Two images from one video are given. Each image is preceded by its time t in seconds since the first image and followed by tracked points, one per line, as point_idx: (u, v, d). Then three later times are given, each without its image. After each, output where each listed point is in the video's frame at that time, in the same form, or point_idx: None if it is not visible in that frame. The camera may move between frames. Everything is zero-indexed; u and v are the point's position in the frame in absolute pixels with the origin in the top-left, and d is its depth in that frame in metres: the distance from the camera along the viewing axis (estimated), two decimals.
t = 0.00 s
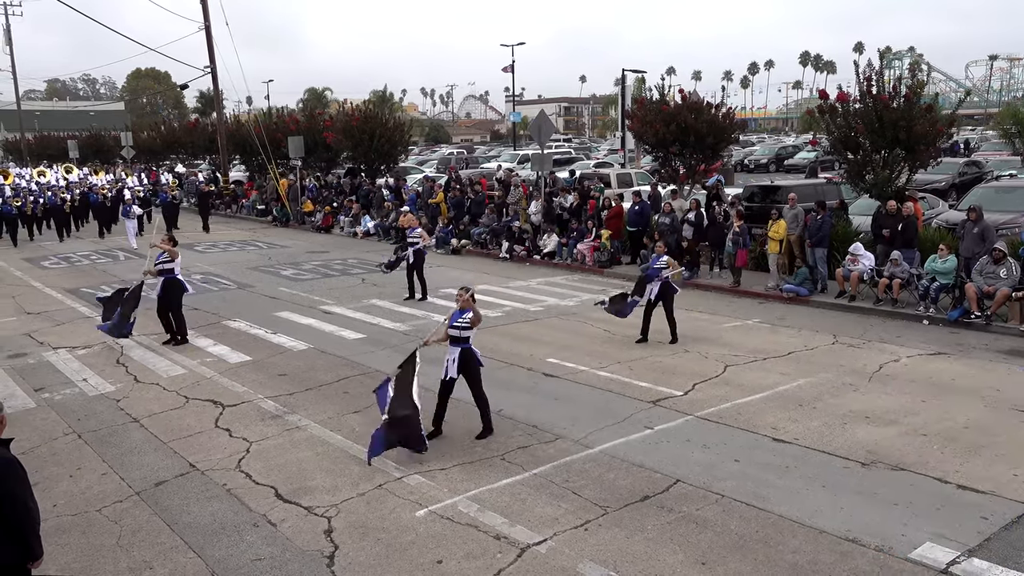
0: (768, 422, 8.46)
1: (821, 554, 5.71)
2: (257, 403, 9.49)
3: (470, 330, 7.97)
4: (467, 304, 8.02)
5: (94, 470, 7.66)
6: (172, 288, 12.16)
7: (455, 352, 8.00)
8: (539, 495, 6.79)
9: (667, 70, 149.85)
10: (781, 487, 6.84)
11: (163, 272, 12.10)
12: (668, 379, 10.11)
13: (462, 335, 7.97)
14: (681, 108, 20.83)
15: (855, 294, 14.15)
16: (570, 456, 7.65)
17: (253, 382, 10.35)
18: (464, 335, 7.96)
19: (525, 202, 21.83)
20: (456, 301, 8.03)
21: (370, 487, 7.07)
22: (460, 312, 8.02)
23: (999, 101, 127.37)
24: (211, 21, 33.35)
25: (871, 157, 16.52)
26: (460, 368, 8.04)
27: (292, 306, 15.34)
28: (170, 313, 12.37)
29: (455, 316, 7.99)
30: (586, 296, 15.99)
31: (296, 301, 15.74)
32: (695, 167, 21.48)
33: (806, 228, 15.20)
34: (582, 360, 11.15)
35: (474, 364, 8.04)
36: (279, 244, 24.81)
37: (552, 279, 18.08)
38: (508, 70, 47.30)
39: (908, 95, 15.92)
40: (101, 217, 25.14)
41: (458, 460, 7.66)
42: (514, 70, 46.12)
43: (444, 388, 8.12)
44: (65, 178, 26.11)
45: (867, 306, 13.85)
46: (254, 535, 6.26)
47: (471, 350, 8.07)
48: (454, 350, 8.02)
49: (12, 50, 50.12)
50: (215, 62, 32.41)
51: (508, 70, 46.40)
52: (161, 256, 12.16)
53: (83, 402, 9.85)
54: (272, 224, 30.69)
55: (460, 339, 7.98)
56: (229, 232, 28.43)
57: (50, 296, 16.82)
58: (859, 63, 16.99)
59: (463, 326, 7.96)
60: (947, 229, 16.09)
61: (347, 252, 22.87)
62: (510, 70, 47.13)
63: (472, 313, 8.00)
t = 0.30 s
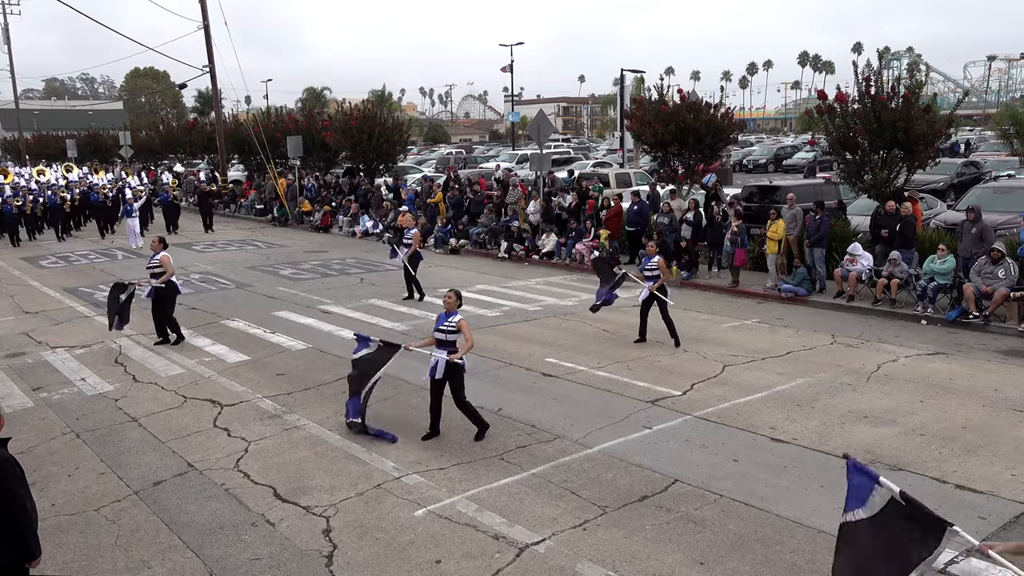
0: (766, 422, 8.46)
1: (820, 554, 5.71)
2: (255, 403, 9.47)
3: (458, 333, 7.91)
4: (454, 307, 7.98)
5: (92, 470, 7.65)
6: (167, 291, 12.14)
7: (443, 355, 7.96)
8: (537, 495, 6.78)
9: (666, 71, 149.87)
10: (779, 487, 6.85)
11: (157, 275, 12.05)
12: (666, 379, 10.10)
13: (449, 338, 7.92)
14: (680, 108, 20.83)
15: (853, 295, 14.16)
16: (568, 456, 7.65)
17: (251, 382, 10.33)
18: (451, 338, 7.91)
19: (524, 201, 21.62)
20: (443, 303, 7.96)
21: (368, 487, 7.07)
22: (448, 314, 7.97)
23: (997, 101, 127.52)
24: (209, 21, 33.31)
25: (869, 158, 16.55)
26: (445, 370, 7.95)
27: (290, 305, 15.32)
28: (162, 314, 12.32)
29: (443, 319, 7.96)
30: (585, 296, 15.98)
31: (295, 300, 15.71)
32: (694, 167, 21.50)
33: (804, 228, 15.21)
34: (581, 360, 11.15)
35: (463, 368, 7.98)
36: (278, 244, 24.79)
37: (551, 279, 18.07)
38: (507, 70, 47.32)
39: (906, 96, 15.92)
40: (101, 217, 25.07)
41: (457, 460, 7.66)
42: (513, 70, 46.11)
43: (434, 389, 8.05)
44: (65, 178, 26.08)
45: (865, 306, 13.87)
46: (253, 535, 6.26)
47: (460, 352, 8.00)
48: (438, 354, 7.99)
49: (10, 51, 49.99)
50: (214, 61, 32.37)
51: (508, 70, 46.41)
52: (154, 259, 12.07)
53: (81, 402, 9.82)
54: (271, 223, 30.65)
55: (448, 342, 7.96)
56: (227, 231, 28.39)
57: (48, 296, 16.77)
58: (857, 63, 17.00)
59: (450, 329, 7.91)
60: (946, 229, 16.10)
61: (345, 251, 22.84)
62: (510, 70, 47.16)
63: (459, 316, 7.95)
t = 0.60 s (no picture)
0: (765, 422, 8.46)
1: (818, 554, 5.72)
2: (253, 403, 9.47)
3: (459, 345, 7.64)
4: (461, 317, 7.77)
5: (91, 470, 7.65)
6: (163, 292, 12.01)
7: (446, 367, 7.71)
8: (535, 495, 6.79)
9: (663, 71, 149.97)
10: (777, 487, 6.85)
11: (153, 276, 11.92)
12: (665, 379, 10.10)
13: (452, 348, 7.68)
14: (677, 108, 20.82)
15: (851, 294, 14.20)
16: (567, 456, 7.65)
17: (249, 382, 10.33)
18: (451, 349, 7.66)
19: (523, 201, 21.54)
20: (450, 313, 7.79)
21: (367, 487, 7.07)
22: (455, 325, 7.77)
23: (995, 101, 127.70)
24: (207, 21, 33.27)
25: (867, 157, 16.55)
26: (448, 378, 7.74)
27: (288, 305, 15.31)
28: (161, 315, 12.26)
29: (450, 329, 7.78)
30: (584, 296, 15.97)
31: (293, 300, 15.70)
32: (692, 166, 21.51)
33: (802, 228, 15.27)
34: (579, 360, 11.15)
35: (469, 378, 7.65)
36: (276, 244, 24.78)
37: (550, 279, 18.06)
38: (504, 70, 47.35)
39: (904, 95, 15.91)
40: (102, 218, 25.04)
41: (455, 460, 7.66)
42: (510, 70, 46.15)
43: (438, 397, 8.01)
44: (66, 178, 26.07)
45: (863, 306, 13.87)
46: (250, 535, 6.26)
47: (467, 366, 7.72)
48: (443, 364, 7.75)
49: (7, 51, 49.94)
50: (211, 61, 32.35)
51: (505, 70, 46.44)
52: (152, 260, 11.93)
53: (78, 402, 9.82)
54: (269, 223, 30.65)
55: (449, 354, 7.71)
56: (224, 232, 28.38)
57: (46, 296, 16.76)
58: (854, 62, 16.98)
59: (453, 340, 7.68)
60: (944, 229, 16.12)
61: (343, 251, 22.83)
62: (507, 69, 47.09)
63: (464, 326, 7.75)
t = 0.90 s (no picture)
0: (764, 422, 8.47)
1: (817, 554, 5.72)
2: (252, 403, 9.47)
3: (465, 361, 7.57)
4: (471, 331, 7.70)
5: (90, 470, 7.65)
6: (165, 300, 11.90)
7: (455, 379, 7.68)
8: (534, 495, 6.79)
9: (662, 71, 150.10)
10: (775, 487, 6.86)
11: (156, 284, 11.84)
12: (664, 379, 10.11)
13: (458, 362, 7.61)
14: (676, 108, 20.83)
15: (850, 294, 14.19)
16: (566, 456, 7.65)
17: (248, 382, 10.33)
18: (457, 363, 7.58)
19: (522, 201, 21.53)
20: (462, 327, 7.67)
21: (367, 487, 7.07)
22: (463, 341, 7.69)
23: (994, 101, 127.82)
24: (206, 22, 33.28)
25: (866, 158, 16.56)
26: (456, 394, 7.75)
27: (288, 305, 15.31)
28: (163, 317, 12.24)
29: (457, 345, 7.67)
30: (583, 296, 15.97)
31: (292, 301, 15.71)
32: (691, 167, 21.52)
33: (801, 229, 15.25)
34: (578, 360, 11.15)
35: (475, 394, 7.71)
36: (275, 244, 24.78)
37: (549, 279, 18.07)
38: (503, 70, 47.40)
39: (903, 95, 15.92)
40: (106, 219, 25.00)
41: (454, 460, 7.66)
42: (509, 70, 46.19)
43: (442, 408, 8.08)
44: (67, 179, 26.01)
45: (862, 306, 13.87)
46: (249, 535, 6.26)
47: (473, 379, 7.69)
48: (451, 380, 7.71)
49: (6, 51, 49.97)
50: (211, 61, 32.35)
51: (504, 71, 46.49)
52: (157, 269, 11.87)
53: (78, 402, 9.82)
54: (268, 223, 30.65)
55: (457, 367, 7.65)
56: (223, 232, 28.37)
57: (45, 296, 16.76)
58: (853, 63, 16.98)
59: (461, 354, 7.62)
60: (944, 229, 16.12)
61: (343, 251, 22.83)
62: (506, 70, 47.14)
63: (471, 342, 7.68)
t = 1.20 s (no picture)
0: (764, 422, 8.47)
1: (817, 554, 5.72)
2: (252, 403, 9.47)
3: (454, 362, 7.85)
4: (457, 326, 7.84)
5: (90, 470, 7.64)
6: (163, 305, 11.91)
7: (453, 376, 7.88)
8: (534, 495, 6.79)
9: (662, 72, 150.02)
10: (775, 487, 6.86)
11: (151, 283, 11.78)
12: (664, 380, 10.10)
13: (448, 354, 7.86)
14: (676, 108, 20.83)
15: (850, 295, 14.19)
16: (566, 456, 7.65)
17: (248, 382, 10.33)
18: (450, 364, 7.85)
19: (521, 201, 21.52)
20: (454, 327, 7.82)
21: (366, 487, 7.07)
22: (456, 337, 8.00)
23: (994, 102, 127.78)
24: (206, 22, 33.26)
25: (866, 158, 16.56)
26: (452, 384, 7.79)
27: (287, 306, 15.29)
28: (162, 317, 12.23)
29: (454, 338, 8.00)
30: (583, 297, 15.96)
31: (292, 301, 15.69)
32: (691, 167, 21.52)
33: (801, 229, 15.24)
34: (578, 360, 11.15)
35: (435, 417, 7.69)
36: (275, 244, 24.77)
37: (549, 279, 18.06)
38: (503, 70, 47.42)
39: (902, 96, 15.92)
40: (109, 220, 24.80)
41: (453, 460, 7.65)
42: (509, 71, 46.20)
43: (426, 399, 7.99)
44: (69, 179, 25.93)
45: (862, 306, 13.88)
46: (249, 535, 6.26)
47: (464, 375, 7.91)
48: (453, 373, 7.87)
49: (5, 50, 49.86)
50: (211, 61, 32.34)
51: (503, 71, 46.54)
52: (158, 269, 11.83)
53: (78, 402, 9.81)
54: (268, 223, 30.62)
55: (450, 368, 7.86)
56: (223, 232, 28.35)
57: (45, 296, 16.74)
58: (853, 63, 16.98)
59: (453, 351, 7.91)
60: (943, 229, 16.12)
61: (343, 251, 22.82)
62: (506, 70, 47.10)
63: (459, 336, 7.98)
